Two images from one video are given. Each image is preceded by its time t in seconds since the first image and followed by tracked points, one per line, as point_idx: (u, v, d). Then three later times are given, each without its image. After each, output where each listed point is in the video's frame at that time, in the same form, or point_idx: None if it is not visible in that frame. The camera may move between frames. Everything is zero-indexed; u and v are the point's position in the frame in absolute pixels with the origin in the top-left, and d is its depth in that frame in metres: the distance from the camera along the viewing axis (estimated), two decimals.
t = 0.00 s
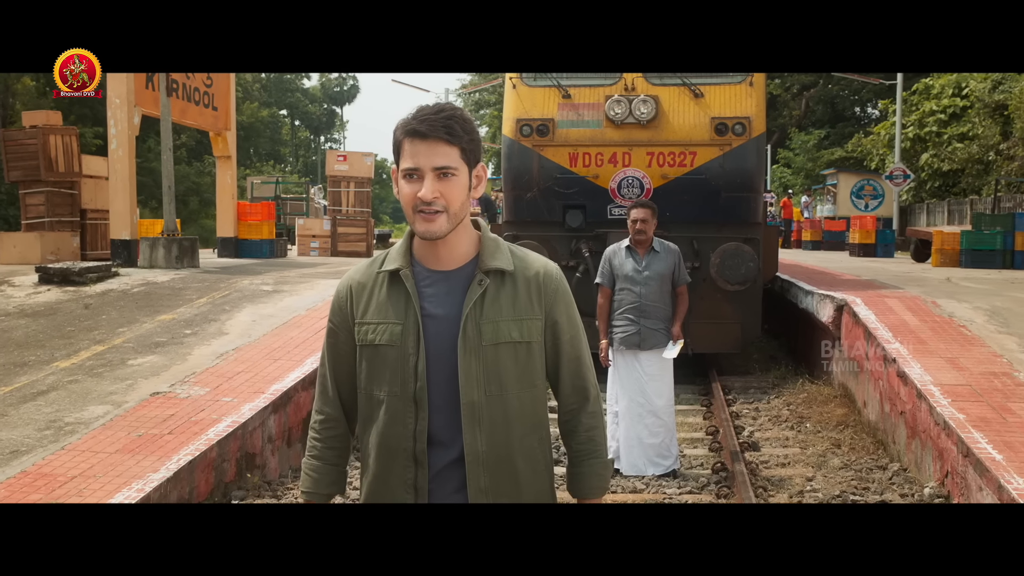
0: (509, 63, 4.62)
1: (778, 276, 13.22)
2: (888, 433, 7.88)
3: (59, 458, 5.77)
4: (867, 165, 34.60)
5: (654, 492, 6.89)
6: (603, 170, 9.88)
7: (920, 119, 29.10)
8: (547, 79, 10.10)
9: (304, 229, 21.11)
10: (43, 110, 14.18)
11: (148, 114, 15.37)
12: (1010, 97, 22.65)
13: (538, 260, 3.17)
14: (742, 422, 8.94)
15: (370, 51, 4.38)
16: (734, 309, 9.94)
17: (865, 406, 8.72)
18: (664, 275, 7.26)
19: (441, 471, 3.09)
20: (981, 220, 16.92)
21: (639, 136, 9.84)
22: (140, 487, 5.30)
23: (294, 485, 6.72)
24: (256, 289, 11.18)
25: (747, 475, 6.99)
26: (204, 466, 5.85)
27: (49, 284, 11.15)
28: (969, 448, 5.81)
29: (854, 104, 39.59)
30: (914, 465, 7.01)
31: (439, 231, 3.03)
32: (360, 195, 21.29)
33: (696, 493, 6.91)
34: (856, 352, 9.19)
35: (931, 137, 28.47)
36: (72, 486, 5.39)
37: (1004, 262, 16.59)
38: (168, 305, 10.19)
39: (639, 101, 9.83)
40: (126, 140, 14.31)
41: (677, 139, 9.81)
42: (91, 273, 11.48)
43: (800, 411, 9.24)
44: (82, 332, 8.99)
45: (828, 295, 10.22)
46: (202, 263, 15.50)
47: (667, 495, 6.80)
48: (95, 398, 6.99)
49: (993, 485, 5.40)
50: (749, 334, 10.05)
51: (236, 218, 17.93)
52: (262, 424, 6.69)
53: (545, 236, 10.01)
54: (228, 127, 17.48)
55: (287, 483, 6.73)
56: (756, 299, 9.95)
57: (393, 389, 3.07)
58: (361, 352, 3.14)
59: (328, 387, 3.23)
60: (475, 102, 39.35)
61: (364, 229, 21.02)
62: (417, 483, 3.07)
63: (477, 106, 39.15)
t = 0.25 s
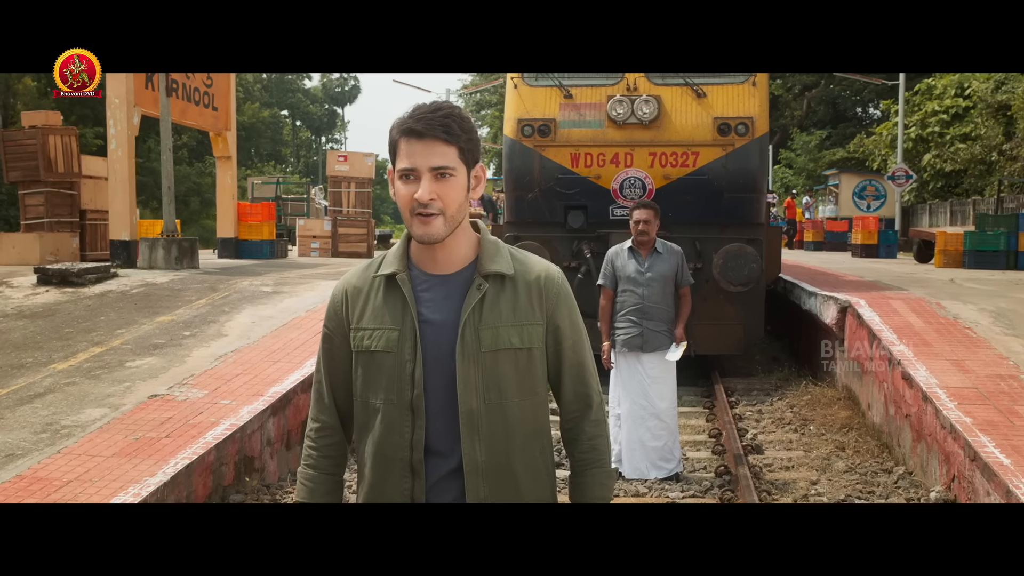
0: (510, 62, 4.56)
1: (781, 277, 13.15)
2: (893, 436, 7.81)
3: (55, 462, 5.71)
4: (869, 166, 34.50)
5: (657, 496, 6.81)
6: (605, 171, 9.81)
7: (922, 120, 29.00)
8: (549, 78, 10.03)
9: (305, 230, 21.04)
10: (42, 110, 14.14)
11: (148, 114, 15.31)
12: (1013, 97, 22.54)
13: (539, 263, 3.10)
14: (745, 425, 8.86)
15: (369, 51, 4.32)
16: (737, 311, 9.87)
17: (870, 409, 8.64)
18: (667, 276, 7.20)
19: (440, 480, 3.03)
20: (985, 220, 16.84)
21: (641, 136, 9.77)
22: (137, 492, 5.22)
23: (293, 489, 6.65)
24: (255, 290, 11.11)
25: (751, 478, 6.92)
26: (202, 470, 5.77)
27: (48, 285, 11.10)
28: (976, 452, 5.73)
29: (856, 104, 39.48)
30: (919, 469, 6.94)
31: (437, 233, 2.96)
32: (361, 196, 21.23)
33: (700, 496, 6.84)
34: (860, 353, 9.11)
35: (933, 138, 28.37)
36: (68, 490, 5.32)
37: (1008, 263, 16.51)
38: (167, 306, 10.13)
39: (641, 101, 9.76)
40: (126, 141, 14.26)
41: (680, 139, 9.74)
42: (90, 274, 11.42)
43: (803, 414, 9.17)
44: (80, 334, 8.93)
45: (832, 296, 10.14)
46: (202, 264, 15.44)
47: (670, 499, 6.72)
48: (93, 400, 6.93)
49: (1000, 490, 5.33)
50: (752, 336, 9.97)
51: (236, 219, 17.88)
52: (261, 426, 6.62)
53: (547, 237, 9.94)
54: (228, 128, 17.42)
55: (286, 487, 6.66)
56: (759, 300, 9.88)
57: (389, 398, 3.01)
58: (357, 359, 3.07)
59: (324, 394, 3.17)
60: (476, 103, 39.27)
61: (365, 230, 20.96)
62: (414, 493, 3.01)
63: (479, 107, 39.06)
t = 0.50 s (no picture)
0: (513, 63, 4.49)
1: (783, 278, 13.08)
2: (897, 438, 7.74)
3: (51, 466, 5.64)
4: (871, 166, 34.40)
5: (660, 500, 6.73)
6: (607, 171, 9.74)
7: (924, 120, 28.90)
8: (550, 78, 9.98)
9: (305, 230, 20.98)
10: (42, 110, 14.12)
11: (148, 114, 15.26)
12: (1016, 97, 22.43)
13: (540, 268, 3.03)
14: (748, 427, 8.79)
15: (370, 51, 4.26)
16: (739, 312, 9.80)
17: (875, 411, 8.56)
18: (669, 277, 7.14)
19: (437, 491, 2.97)
20: (988, 221, 16.75)
21: (643, 136, 9.70)
22: (134, 496, 5.15)
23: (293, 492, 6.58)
24: (255, 291, 11.05)
25: (755, 481, 6.85)
26: (200, 474, 5.70)
27: (47, 285, 11.04)
28: (983, 456, 5.66)
29: (858, 104, 39.37)
30: (925, 472, 6.87)
31: (434, 235, 2.89)
32: (361, 196, 21.17)
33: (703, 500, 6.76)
34: (864, 355, 9.03)
35: (936, 138, 28.27)
36: (64, 494, 5.26)
37: (1012, 263, 16.42)
38: (166, 307, 10.07)
39: (643, 101, 9.70)
40: (126, 141, 14.19)
41: (682, 138, 9.66)
42: (89, 275, 11.36)
43: (807, 415, 9.09)
44: (79, 335, 8.87)
45: (836, 297, 10.07)
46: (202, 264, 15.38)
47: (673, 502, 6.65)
48: (90, 403, 6.86)
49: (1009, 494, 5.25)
50: (754, 337, 9.91)
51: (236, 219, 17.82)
52: (260, 429, 6.55)
53: (549, 238, 9.86)
54: (229, 128, 17.36)
55: (285, 490, 6.58)
56: (760, 301, 9.85)
57: (384, 405, 2.95)
58: (352, 365, 3.01)
59: (319, 401, 3.11)
60: (477, 103, 39.19)
61: (366, 230, 20.90)
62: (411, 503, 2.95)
63: (480, 107, 38.97)
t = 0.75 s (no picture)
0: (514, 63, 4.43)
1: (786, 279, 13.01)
2: (902, 441, 7.67)
3: (47, 469, 5.58)
4: (873, 166, 34.31)
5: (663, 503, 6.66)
6: (609, 171, 9.68)
7: (926, 120, 28.81)
8: (552, 78, 9.91)
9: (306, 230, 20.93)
10: (41, 110, 14.06)
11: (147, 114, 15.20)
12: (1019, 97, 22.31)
13: (540, 271, 2.97)
14: (751, 429, 8.72)
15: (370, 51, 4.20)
16: (742, 313, 9.74)
17: (879, 413, 8.49)
18: (672, 278, 7.08)
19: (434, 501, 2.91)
20: (992, 221, 16.67)
21: (645, 136, 9.63)
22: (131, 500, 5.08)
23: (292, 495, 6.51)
24: (255, 292, 10.99)
25: (759, 484, 6.79)
26: (199, 477, 5.63)
27: (46, 286, 10.97)
28: (990, 460, 5.59)
29: (859, 104, 39.26)
30: (930, 475, 6.80)
31: (431, 238, 2.84)
32: (362, 197, 21.11)
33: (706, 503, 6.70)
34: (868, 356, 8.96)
35: (938, 138, 28.16)
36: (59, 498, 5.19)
37: (1015, 263, 16.35)
38: (165, 308, 10.01)
39: (645, 100, 9.63)
40: (125, 141, 14.13)
41: (684, 139, 9.60)
42: (88, 275, 11.30)
43: (810, 417, 9.01)
44: (77, 337, 8.81)
45: (839, 298, 10.00)
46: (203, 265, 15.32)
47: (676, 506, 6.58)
48: (87, 405, 6.80)
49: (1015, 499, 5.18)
50: (757, 339, 9.83)
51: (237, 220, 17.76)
52: (259, 432, 6.49)
53: (550, 238, 9.80)
54: (229, 128, 17.30)
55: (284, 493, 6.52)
56: (764, 303, 9.76)
57: (380, 413, 2.89)
58: (347, 371, 2.96)
59: (314, 408, 3.06)
60: (479, 103, 39.10)
61: (366, 231, 20.84)
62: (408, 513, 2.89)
63: (481, 107, 38.88)
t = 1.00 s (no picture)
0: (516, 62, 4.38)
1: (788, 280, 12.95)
2: (907, 443, 7.60)
3: (44, 473, 5.52)
4: (874, 166, 34.24)
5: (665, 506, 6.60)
6: (611, 171, 9.61)
7: (928, 120, 28.73)
8: (553, 78, 9.85)
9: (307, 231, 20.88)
10: (40, 110, 14.00)
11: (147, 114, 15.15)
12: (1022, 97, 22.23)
13: (539, 274, 2.91)
14: (754, 431, 8.65)
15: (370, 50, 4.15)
16: (745, 314, 9.68)
17: (883, 415, 8.42)
18: (675, 279, 7.01)
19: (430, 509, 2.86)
20: (995, 222, 16.61)
21: (648, 136, 9.57)
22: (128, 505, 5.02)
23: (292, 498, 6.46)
24: (255, 292, 10.93)
25: (762, 487, 6.72)
26: (197, 480, 5.57)
27: (44, 287, 10.90)
28: (997, 463, 5.52)
29: (861, 104, 39.17)
30: (935, 478, 6.74)
31: (425, 240, 2.78)
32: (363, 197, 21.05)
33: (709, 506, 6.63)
34: (872, 358, 8.89)
35: (940, 138, 28.08)
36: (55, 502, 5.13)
37: (1018, 264, 16.29)
38: (164, 309, 9.96)
39: (648, 100, 9.57)
40: (125, 141, 14.08)
41: (686, 139, 9.54)
42: (87, 276, 11.24)
43: (814, 419, 8.94)
44: (76, 338, 8.76)
45: (842, 299, 9.94)
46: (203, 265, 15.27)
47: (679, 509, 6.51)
48: (85, 408, 6.74)
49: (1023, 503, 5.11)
50: (760, 340, 9.77)
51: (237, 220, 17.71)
52: (258, 434, 6.43)
53: (552, 239, 9.74)
54: (229, 128, 17.25)
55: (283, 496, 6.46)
56: (768, 304, 9.67)
57: (375, 420, 2.83)
58: (341, 377, 2.90)
59: (307, 415, 3.01)
60: (480, 103, 39.04)
61: (367, 231, 20.79)
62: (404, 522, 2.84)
63: (481, 107, 38.83)
